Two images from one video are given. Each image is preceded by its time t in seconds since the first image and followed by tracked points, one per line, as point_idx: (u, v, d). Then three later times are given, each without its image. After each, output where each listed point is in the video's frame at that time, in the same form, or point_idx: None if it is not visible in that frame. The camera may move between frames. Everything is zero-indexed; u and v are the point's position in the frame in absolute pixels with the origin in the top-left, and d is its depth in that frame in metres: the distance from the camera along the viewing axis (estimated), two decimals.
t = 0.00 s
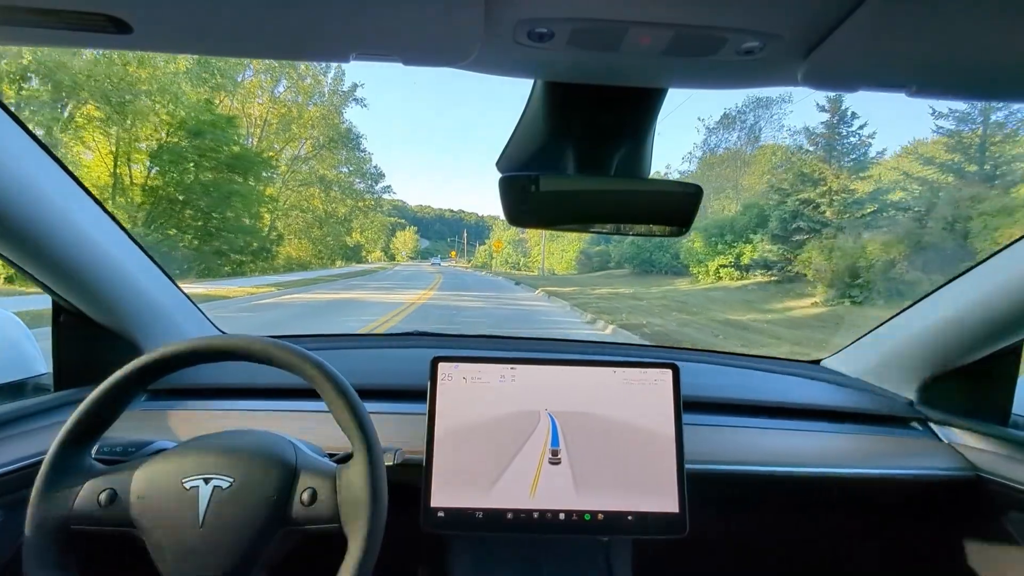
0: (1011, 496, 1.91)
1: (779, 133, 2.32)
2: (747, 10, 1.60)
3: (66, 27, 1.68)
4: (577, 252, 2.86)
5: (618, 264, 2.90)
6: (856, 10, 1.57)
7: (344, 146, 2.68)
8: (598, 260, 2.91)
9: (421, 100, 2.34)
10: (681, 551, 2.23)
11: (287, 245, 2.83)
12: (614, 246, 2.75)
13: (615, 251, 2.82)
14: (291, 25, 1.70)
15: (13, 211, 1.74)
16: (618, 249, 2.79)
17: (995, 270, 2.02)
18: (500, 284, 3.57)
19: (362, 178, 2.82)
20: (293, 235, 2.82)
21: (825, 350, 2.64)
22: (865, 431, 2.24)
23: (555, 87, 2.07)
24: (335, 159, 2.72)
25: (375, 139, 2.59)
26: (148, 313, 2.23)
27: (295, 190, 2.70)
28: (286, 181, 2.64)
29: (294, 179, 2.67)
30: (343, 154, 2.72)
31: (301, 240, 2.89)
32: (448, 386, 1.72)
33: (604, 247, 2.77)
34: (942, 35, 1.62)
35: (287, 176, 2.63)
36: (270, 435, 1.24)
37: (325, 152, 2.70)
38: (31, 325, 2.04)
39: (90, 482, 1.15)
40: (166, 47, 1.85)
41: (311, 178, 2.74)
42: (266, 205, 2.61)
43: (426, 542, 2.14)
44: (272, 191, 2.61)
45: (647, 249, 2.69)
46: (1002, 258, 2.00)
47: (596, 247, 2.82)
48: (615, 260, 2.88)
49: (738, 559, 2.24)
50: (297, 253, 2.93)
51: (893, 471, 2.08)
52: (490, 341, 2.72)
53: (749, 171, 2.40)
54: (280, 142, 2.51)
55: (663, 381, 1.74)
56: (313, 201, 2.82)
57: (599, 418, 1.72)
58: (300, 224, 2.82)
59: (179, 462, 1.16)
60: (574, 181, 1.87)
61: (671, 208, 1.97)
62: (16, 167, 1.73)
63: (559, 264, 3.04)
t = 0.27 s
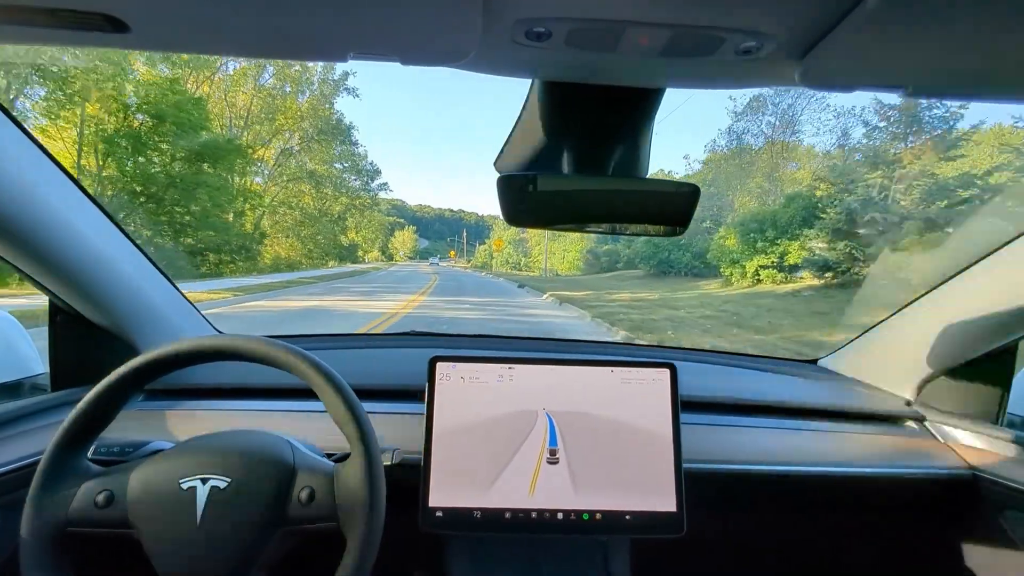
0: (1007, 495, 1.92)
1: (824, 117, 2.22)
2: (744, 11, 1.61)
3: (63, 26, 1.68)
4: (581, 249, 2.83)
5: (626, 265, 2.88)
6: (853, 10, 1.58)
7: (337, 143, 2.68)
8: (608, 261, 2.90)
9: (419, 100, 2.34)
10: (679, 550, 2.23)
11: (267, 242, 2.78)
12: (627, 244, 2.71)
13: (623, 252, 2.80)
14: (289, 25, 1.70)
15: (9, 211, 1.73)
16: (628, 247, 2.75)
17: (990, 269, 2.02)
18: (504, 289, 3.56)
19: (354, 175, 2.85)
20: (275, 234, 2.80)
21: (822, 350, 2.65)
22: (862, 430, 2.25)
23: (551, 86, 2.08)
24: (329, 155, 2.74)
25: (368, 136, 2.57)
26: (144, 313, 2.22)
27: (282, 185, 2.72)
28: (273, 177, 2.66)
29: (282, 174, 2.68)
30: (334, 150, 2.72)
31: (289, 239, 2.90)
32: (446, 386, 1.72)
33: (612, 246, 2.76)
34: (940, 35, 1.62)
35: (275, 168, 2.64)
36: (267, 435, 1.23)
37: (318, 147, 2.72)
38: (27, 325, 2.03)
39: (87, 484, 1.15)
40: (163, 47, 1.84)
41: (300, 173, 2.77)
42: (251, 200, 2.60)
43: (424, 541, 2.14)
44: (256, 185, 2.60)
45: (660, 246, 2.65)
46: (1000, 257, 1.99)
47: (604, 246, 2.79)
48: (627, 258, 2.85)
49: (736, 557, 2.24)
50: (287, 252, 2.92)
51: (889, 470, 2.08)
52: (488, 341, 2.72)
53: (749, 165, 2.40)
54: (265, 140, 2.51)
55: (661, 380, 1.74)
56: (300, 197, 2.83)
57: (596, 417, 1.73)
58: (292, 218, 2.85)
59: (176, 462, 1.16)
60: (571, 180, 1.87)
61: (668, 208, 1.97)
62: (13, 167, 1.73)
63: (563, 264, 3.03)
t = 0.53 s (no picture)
0: (1000, 493, 1.94)
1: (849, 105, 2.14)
2: (742, 10, 1.61)
3: (58, 22, 1.67)
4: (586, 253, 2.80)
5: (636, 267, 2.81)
6: (851, 10, 1.58)
7: (331, 137, 2.59)
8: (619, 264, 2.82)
9: (418, 98, 2.33)
10: (676, 548, 2.24)
11: (251, 244, 2.72)
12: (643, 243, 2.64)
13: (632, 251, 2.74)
14: (286, 22, 1.69)
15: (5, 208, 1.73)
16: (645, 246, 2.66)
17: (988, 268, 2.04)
18: (504, 291, 3.34)
19: (346, 171, 2.73)
20: (258, 232, 2.70)
21: (819, 349, 2.66)
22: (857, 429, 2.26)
23: (550, 86, 2.08)
24: (322, 150, 2.62)
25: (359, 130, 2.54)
26: (141, 311, 2.22)
27: (270, 181, 2.60)
28: (258, 171, 2.55)
29: (268, 167, 2.56)
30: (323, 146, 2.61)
31: (277, 238, 2.80)
32: (444, 384, 1.71)
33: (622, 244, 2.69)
34: (937, 35, 1.62)
35: (260, 161, 2.53)
36: (265, 433, 1.23)
37: (312, 141, 2.58)
38: (22, 323, 2.02)
39: (83, 484, 1.14)
40: (158, 44, 1.83)
41: (288, 167, 2.63)
42: (234, 196, 2.51)
43: (422, 540, 2.14)
44: (241, 179, 2.50)
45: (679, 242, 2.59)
46: (1001, 253, 2.02)
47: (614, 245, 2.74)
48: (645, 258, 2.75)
49: (734, 556, 2.24)
50: (275, 253, 2.86)
51: (885, 468, 2.09)
52: (486, 340, 2.71)
53: (767, 161, 2.31)
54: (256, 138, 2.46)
55: (658, 379, 1.75)
56: (286, 191, 2.69)
57: (594, 416, 1.73)
58: (282, 217, 2.74)
59: (173, 461, 1.16)
60: (569, 179, 1.87)
61: (666, 208, 1.97)
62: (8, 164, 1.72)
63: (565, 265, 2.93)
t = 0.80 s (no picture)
0: (994, 490, 1.95)
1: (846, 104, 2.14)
2: (738, 10, 1.61)
3: (51, 19, 1.65)
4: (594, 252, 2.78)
5: (649, 267, 2.75)
6: (848, 9, 1.58)
7: (323, 129, 2.41)
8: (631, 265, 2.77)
9: (416, 96, 2.32)
10: (675, 548, 2.24)
11: (236, 241, 2.58)
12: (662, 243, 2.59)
13: (645, 252, 2.69)
14: (283, 21, 1.68)
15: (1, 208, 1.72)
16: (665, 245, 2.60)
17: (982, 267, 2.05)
18: (503, 293, 3.26)
19: (337, 169, 2.58)
20: (242, 229, 2.57)
21: (815, 348, 2.67)
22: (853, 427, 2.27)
23: (548, 86, 2.09)
24: (315, 144, 2.44)
25: (354, 122, 2.40)
26: (137, 312, 2.21)
27: (255, 175, 2.44)
28: (244, 165, 2.39)
29: (253, 160, 2.39)
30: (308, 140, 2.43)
31: (263, 236, 2.65)
32: (441, 384, 1.71)
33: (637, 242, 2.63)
34: (933, 34, 1.62)
35: (245, 153, 2.36)
36: (261, 433, 1.23)
37: (303, 133, 2.40)
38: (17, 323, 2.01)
39: (76, 487, 1.14)
40: (153, 41, 1.81)
41: (274, 162, 2.44)
42: (214, 191, 2.36)
43: (419, 540, 2.13)
44: (224, 173, 2.36)
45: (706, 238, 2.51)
46: (993, 253, 2.02)
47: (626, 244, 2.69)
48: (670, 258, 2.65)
49: (735, 557, 2.25)
50: (262, 252, 2.72)
51: (880, 467, 2.10)
52: (483, 339, 2.71)
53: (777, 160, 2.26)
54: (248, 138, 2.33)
55: (655, 378, 1.75)
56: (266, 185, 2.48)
57: (592, 415, 1.73)
58: (271, 217, 2.61)
59: (169, 461, 1.15)
60: (567, 178, 1.87)
61: (663, 207, 1.97)
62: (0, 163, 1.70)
63: (573, 265, 2.87)
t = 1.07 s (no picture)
0: (991, 489, 1.96)
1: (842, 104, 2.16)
2: (736, 11, 1.62)
3: (49, 20, 1.65)
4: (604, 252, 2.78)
5: (665, 269, 2.72)
6: (844, 10, 1.59)
7: (320, 125, 2.49)
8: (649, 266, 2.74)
9: (414, 97, 2.33)
10: (675, 548, 2.25)
11: (219, 241, 2.58)
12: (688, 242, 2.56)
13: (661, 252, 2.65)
14: (281, 22, 1.69)
15: None
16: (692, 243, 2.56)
17: (977, 267, 2.05)
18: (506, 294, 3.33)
19: (325, 175, 2.67)
20: (227, 228, 2.59)
21: (812, 347, 2.67)
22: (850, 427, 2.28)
23: (547, 86, 2.08)
24: (311, 138, 2.54)
25: (349, 117, 2.42)
26: (137, 312, 2.21)
27: (241, 171, 2.52)
28: (230, 159, 2.47)
29: (241, 153, 2.48)
30: (309, 137, 2.55)
31: (250, 234, 2.67)
32: (440, 384, 1.72)
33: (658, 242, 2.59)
34: (929, 35, 1.63)
35: (232, 147, 2.45)
36: (260, 433, 1.23)
37: (296, 126, 2.50)
38: (15, 324, 2.01)
39: (75, 488, 1.14)
40: (151, 42, 1.82)
41: (263, 155, 2.54)
42: (194, 184, 2.39)
43: (417, 540, 2.14)
44: (210, 167, 2.42)
45: (744, 235, 2.45)
46: (987, 254, 2.02)
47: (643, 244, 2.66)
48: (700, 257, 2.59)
49: (737, 557, 2.25)
50: (250, 252, 2.73)
51: (877, 466, 2.11)
52: (481, 339, 2.71)
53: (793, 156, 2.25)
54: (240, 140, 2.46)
55: (653, 378, 1.75)
56: (252, 184, 2.56)
57: (590, 415, 1.73)
58: (261, 216, 2.66)
59: (167, 462, 1.15)
60: (566, 178, 1.87)
61: (661, 207, 1.98)
62: None
63: (581, 264, 2.87)
